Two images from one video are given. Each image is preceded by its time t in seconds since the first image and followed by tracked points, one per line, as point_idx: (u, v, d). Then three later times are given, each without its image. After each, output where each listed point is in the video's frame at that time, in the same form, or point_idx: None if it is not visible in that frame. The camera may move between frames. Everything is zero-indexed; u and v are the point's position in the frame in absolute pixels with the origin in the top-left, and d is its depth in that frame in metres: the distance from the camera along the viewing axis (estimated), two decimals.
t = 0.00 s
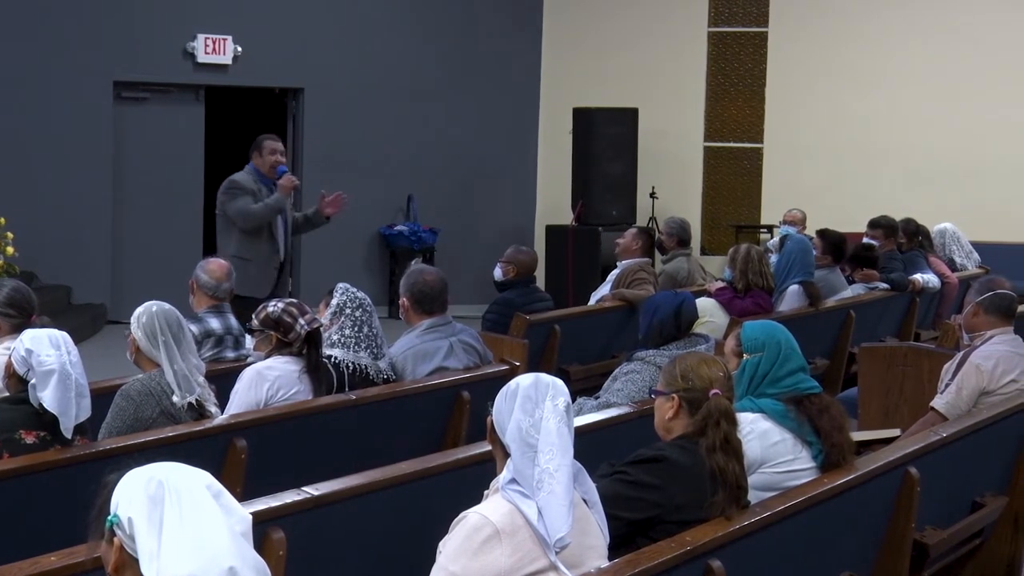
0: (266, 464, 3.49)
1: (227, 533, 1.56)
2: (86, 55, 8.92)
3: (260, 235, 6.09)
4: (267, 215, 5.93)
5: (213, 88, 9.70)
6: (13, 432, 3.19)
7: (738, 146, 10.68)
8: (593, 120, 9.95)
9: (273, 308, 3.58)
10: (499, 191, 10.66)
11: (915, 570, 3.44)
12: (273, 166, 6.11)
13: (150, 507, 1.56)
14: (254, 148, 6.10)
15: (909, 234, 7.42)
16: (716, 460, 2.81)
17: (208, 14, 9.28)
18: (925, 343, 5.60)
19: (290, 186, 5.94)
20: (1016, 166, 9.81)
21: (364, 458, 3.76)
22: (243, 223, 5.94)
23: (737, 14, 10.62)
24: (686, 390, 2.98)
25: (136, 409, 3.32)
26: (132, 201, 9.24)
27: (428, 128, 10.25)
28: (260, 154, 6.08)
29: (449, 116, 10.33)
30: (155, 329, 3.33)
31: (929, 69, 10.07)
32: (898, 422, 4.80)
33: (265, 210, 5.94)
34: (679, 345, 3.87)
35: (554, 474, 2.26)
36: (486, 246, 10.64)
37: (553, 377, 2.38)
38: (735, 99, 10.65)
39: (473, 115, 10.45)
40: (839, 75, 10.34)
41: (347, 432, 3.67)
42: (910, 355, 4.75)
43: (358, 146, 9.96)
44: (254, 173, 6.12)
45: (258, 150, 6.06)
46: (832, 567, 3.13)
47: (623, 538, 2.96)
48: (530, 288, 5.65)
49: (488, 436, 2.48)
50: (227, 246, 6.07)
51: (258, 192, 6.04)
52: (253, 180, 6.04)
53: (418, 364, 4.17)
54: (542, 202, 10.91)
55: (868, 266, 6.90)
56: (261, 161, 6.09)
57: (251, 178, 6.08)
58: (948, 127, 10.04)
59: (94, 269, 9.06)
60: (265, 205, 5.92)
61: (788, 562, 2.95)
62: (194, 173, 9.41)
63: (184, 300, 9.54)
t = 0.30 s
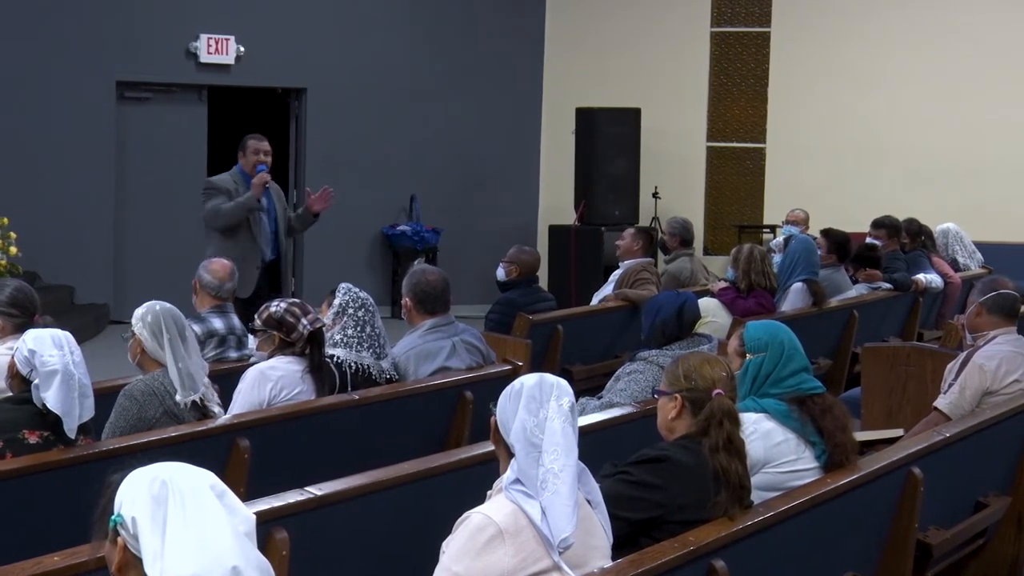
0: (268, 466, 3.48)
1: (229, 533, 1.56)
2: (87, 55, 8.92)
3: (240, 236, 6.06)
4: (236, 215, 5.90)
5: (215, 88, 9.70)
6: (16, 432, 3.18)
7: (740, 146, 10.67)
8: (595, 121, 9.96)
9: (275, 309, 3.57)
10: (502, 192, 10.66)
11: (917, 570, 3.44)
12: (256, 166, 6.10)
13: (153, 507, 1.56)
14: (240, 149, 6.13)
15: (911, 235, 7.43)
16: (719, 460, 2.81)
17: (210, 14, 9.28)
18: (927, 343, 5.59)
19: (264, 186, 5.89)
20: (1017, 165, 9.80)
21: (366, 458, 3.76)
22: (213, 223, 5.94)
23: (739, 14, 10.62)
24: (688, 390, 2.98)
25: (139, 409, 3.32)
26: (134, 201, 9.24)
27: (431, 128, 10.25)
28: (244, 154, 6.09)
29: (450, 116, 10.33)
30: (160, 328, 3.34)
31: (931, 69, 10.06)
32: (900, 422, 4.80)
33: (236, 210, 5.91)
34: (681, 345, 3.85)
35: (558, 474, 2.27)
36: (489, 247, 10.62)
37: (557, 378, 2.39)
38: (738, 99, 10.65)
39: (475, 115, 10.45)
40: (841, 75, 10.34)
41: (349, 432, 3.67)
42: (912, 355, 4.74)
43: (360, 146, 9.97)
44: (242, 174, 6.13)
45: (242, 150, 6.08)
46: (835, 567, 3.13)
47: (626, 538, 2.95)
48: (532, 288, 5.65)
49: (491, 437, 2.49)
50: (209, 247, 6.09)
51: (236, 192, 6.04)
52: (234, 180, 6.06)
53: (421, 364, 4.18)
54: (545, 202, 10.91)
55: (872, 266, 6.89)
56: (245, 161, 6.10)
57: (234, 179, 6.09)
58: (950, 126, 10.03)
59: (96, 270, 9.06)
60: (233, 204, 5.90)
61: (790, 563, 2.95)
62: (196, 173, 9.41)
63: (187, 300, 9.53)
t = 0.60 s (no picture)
0: (289, 464, 3.49)
1: (252, 533, 1.56)
2: (109, 56, 8.95)
3: (225, 238, 6.05)
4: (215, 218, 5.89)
5: (236, 88, 9.73)
6: (38, 432, 3.20)
7: (761, 146, 10.63)
8: (615, 121, 9.97)
9: (296, 309, 3.57)
10: (522, 192, 10.64)
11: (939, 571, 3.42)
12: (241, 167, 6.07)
13: (175, 507, 1.57)
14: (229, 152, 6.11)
15: (932, 235, 7.37)
16: (740, 461, 2.80)
17: (232, 14, 9.32)
18: (949, 343, 5.57)
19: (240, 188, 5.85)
20: None
21: (388, 458, 3.76)
22: (195, 226, 5.95)
23: (759, 13, 10.58)
24: (709, 390, 2.97)
25: (161, 409, 3.33)
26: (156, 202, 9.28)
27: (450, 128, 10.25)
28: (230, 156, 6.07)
29: (469, 116, 10.32)
30: (182, 327, 3.34)
31: (951, 69, 10.04)
32: (922, 422, 4.77)
33: (215, 212, 5.91)
34: (702, 345, 3.82)
35: (581, 474, 2.26)
36: (509, 247, 10.60)
37: (579, 378, 2.39)
38: (758, 99, 10.61)
39: (495, 116, 10.44)
40: (861, 75, 10.30)
41: (370, 432, 3.67)
42: (934, 355, 4.72)
43: (380, 147, 9.97)
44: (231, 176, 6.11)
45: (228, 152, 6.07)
46: (857, 568, 3.12)
47: (646, 539, 2.94)
48: (553, 288, 5.63)
49: (512, 437, 2.49)
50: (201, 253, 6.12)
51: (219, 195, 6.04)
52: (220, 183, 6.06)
53: (442, 364, 4.18)
54: (565, 202, 10.89)
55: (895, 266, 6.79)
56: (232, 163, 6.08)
57: (222, 183, 6.09)
58: (969, 126, 10.02)
59: (117, 270, 9.09)
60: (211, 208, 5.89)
61: (811, 563, 2.94)
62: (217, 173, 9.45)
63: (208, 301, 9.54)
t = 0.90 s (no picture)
0: (333, 464, 3.50)
1: (297, 532, 1.58)
2: (156, 57, 9.02)
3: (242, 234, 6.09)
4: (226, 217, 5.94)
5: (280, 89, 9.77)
6: (87, 430, 3.22)
7: (807, 146, 10.55)
8: (659, 120, 9.96)
9: (341, 308, 3.57)
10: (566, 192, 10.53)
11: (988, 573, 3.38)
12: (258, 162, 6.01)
13: (223, 506, 1.59)
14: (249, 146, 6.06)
15: (981, 235, 7.33)
16: (786, 461, 2.79)
17: (278, 15, 9.36)
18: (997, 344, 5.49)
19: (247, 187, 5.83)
20: None
21: (433, 457, 3.75)
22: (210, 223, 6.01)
23: (805, 12, 10.52)
24: (754, 391, 2.95)
25: (207, 409, 3.35)
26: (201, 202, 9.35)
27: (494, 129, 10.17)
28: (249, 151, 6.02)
29: (514, 116, 10.25)
30: (226, 327, 3.36)
31: (1001, 70, 9.98)
32: (971, 424, 4.71)
33: (227, 211, 5.95)
34: (748, 345, 3.80)
35: (626, 475, 2.31)
36: (553, 249, 10.53)
37: (623, 379, 2.44)
38: (803, 100, 10.53)
39: (541, 116, 10.35)
40: (908, 76, 10.23)
41: (415, 432, 3.67)
42: (982, 355, 4.69)
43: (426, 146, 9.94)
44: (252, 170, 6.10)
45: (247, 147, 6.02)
46: (904, 570, 3.09)
47: (691, 540, 2.94)
48: (596, 288, 5.61)
49: (558, 438, 2.54)
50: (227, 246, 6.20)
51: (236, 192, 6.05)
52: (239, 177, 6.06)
53: (486, 364, 4.18)
54: (609, 203, 10.76)
55: (941, 267, 6.73)
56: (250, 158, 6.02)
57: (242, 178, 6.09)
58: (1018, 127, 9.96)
59: (165, 269, 9.15)
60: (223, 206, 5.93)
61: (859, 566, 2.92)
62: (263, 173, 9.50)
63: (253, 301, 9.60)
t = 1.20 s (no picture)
0: (364, 463, 3.51)
1: (328, 531, 1.61)
2: (186, 58, 9.06)
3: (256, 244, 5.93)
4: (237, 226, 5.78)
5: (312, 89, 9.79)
6: (118, 429, 3.22)
7: (838, 146, 10.46)
8: (688, 121, 9.88)
9: (371, 309, 3.57)
10: (594, 193, 10.49)
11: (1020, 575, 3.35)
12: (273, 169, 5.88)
13: (253, 505, 1.63)
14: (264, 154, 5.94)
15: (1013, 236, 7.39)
16: (817, 462, 2.78)
17: (309, 15, 9.38)
18: None
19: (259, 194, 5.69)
20: None
21: (464, 457, 3.76)
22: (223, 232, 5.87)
23: (838, 12, 10.39)
24: (785, 392, 2.94)
25: (238, 409, 3.36)
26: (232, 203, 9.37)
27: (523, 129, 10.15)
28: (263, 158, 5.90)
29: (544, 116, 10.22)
30: (257, 327, 3.35)
31: None
32: (1004, 424, 4.67)
33: (239, 220, 5.80)
34: (778, 346, 3.77)
35: (656, 475, 2.32)
36: (583, 250, 10.49)
37: (654, 380, 2.44)
38: (835, 100, 10.43)
39: (571, 118, 10.32)
40: (940, 75, 10.14)
41: (444, 432, 3.67)
42: (1016, 356, 4.65)
43: (456, 147, 9.94)
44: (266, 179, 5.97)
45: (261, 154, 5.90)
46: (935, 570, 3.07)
47: (722, 541, 2.93)
48: (627, 288, 5.60)
49: (586, 437, 2.54)
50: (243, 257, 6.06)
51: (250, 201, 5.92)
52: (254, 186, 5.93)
53: (516, 364, 4.18)
54: (639, 203, 10.74)
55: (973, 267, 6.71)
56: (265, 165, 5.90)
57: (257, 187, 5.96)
58: None
59: (195, 269, 9.19)
60: (235, 214, 5.80)
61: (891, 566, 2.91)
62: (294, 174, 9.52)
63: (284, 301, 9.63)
